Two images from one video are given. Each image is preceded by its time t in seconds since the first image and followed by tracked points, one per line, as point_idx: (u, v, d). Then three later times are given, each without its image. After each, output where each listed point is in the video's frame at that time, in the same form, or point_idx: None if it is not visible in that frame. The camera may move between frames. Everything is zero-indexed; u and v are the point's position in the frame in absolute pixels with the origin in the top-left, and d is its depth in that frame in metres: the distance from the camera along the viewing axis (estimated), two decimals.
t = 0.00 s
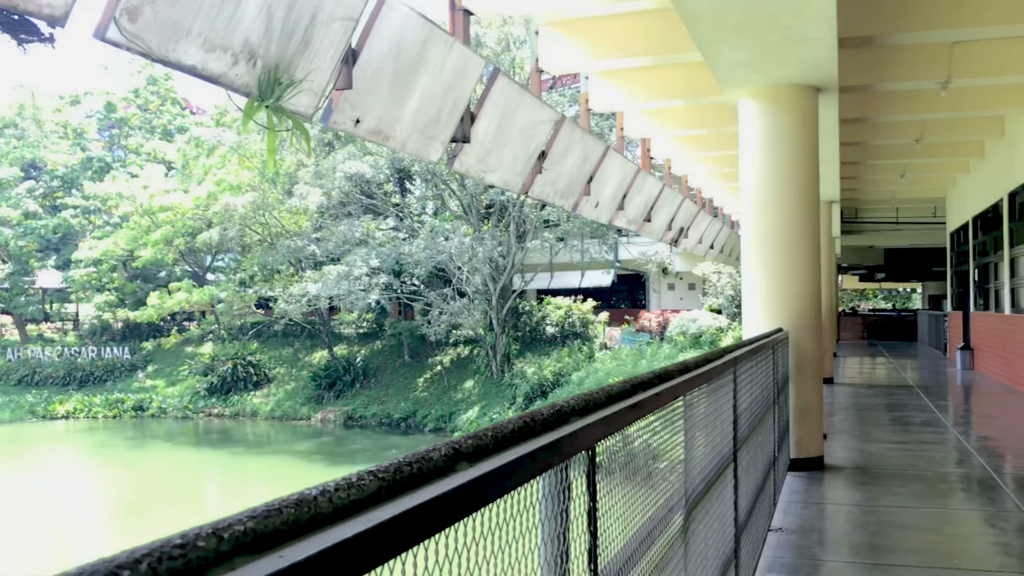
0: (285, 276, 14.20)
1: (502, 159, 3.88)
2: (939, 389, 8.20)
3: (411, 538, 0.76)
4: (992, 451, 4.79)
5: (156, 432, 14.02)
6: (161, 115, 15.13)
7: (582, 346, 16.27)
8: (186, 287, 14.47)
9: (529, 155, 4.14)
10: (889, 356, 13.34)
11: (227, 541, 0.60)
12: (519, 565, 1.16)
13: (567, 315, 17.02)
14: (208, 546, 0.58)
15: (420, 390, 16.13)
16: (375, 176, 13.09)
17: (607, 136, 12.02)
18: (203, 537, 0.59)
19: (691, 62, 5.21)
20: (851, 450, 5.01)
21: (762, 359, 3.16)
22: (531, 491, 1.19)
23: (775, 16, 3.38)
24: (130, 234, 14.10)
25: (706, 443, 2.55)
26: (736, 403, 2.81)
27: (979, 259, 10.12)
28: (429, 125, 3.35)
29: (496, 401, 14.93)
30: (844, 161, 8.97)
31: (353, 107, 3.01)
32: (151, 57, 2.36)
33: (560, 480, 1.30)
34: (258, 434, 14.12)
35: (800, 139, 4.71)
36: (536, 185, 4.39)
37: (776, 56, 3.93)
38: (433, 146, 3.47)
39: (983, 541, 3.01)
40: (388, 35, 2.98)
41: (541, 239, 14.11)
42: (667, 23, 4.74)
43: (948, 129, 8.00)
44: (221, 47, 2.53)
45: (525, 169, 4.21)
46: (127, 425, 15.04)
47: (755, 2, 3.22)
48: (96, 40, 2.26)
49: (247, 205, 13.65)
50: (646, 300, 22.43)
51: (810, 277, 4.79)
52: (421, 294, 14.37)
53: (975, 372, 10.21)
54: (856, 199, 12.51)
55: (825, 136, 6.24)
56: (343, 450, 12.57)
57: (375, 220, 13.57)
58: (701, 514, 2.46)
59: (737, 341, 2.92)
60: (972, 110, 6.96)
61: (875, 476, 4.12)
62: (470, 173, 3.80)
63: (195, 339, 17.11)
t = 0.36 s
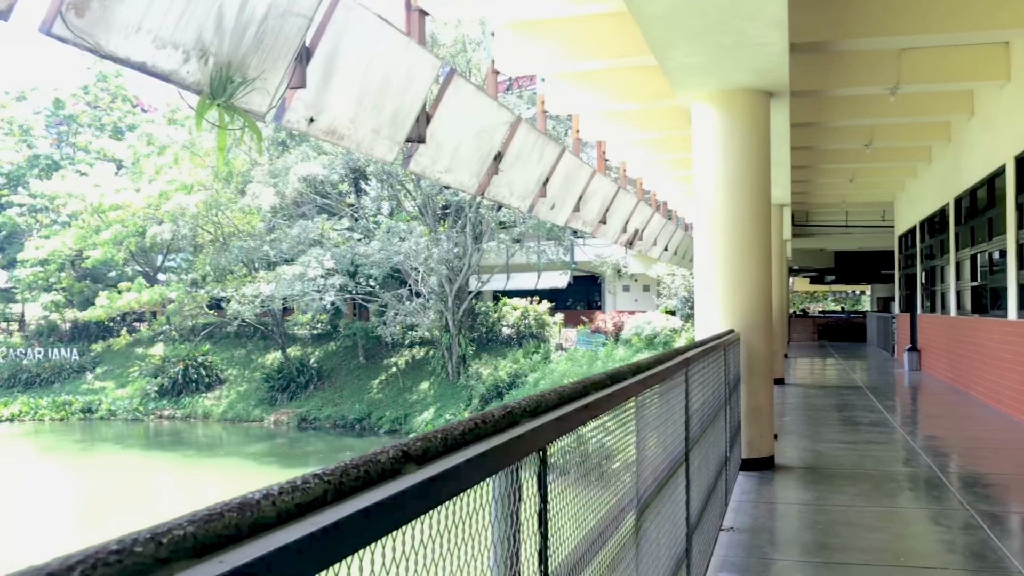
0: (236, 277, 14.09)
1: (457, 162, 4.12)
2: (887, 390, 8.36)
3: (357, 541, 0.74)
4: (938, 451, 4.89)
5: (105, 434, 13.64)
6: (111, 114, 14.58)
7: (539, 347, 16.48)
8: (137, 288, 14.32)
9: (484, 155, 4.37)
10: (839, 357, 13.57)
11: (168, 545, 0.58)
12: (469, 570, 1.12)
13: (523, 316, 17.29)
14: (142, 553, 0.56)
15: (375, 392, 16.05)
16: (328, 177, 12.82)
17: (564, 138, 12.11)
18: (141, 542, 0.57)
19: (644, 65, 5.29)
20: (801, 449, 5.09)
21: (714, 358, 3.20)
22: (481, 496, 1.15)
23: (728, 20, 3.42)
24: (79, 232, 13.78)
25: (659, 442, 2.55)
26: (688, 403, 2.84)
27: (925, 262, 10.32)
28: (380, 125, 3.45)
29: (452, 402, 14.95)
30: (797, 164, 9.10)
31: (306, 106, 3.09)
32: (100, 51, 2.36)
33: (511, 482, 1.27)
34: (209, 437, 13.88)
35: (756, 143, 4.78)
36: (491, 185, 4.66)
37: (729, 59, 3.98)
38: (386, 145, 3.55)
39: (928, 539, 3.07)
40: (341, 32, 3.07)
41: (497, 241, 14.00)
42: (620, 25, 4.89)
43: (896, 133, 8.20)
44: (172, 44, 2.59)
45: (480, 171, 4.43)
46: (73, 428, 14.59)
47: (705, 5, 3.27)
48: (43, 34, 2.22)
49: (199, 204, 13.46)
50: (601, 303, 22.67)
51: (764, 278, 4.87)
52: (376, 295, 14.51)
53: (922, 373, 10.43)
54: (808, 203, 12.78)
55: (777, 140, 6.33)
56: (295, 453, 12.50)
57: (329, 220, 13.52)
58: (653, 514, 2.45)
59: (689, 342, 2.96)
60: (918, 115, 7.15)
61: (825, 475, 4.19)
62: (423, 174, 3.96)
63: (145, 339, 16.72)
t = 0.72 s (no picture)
0: (191, 279, 13.81)
1: (413, 162, 4.18)
2: (840, 392, 8.49)
3: (311, 548, 0.72)
4: (889, 452, 4.98)
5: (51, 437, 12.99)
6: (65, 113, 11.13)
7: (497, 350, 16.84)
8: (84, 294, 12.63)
9: (442, 156, 4.42)
10: (792, 360, 13.78)
11: (111, 553, 0.56)
12: None
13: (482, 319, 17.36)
14: (88, 558, 0.54)
15: (331, 395, 16.20)
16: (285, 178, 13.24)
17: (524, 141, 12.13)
18: (85, 549, 0.55)
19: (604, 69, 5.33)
20: (756, 451, 5.14)
21: (669, 361, 3.24)
22: (436, 499, 1.11)
23: (687, 24, 3.44)
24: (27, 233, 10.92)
25: (617, 444, 2.53)
26: (645, 405, 2.85)
27: (877, 266, 10.52)
28: (339, 127, 3.51)
29: (410, 405, 15.33)
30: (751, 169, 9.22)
31: (260, 107, 3.11)
32: (49, 50, 2.34)
33: (467, 485, 1.22)
34: (163, 440, 13.51)
35: (716, 147, 4.84)
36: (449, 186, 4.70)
37: (689, 64, 4.01)
38: (347, 146, 3.58)
39: (880, 539, 3.11)
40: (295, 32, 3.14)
41: (455, 243, 14.41)
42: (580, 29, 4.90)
43: (848, 139, 8.36)
44: (123, 41, 2.56)
45: (440, 172, 4.49)
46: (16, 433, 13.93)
47: (662, 9, 3.29)
48: None
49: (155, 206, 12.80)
50: (559, 305, 22.80)
51: (721, 280, 4.94)
52: (334, 298, 14.57)
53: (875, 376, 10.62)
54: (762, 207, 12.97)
55: (734, 144, 6.38)
56: (251, 457, 12.46)
57: (286, 221, 13.81)
58: (611, 516, 2.39)
59: (646, 344, 2.98)
60: (869, 122, 7.30)
61: (782, 477, 4.23)
62: (383, 177, 3.98)
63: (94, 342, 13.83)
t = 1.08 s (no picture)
0: (163, 280, 13.66)
1: (388, 167, 4.20)
2: (813, 394, 8.56)
3: (279, 552, 0.70)
4: (860, 454, 5.02)
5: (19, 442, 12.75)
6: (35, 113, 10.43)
7: (470, 353, 16.88)
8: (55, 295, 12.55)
9: (415, 159, 4.44)
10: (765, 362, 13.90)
11: (74, 558, 0.54)
12: None
13: (456, 321, 17.39)
14: (47, 565, 0.52)
15: (305, 397, 16.14)
16: (258, 177, 13.29)
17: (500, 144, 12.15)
18: (46, 554, 0.53)
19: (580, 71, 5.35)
20: (729, 453, 5.17)
21: (644, 362, 3.26)
22: (407, 503, 1.09)
23: (661, 28, 3.46)
24: None
25: (591, 445, 2.52)
26: (618, 408, 2.85)
27: (849, 269, 10.62)
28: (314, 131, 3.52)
29: (385, 409, 15.32)
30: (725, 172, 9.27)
31: (234, 108, 3.10)
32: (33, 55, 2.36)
33: (440, 487, 1.20)
34: (135, 443, 13.38)
35: (693, 151, 4.87)
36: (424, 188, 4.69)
37: (665, 68, 4.03)
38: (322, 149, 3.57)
39: (851, 540, 3.14)
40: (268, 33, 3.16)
41: (429, 245, 14.45)
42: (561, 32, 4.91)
43: (821, 144, 8.44)
44: (96, 42, 2.52)
45: (416, 171, 4.51)
46: None
47: (635, 13, 3.30)
48: None
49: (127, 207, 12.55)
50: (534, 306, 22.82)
51: (695, 281, 4.98)
52: (308, 299, 14.52)
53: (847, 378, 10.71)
54: (736, 210, 13.08)
55: (707, 148, 6.43)
56: (224, 461, 12.40)
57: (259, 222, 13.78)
58: (583, 519, 2.37)
59: (620, 347, 2.99)
60: (842, 126, 7.37)
61: (755, 478, 4.25)
62: (359, 177, 3.95)
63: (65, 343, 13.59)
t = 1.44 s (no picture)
0: (153, 283, 13.61)
1: (378, 165, 4.18)
2: (802, 398, 8.58)
3: (267, 557, 0.69)
4: (850, 457, 5.04)
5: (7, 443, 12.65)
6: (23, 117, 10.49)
7: (461, 356, 16.90)
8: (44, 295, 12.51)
9: (406, 161, 4.42)
10: (755, 365, 13.93)
11: (62, 561, 0.54)
12: None
13: (447, 324, 17.37)
14: (38, 568, 0.52)
15: (294, 401, 16.11)
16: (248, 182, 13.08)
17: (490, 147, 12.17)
18: (33, 560, 0.53)
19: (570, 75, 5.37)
20: (719, 456, 5.18)
21: (634, 366, 3.27)
22: (399, 506, 1.08)
23: (651, 32, 3.47)
24: None
25: (581, 449, 2.52)
26: (608, 412, 2.86)
27: (839, 273, 10.66)
28: (303, 132, 3.54)
29: (375, 413, 15.31)
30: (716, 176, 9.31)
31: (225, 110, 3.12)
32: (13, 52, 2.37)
33: (430, 491, 1.19)
34: (124, 446, 13.34)
35: (684, 155, 4.88)
36: (415, 192, 4.69)
37: (655, 72, 4.05)
38: (306, 149, 3.61)
39: (841, 544, 3.15)
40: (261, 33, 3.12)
41: (419, 247, 14.33)
42: (549, 37, 4.96)
43: (810, 148, 8.48)
44: (84, 43, 2.54)
45: (406, 176, 4.49)
46: None
47: (625, 17, 3.31)
48: None
49: (115, 211, 12.57)
50: (525, 309, 22.85)
51: (687, 285, 4.99)
52: (298, 302, 14.51)
53: (837, 381, 10.75)
54: (726, 214, 13.13)
55: (698, 152, 6.45)
56: (213, 464, 12.38)
57: (250, 225, 13.72)
58: (574, 522, 2.37)
59: (610, 351, 2.99)
60: (831, 130, 7.40)
61: (745, 482, 4.27)
62: (348, 181, 3.98)
63: (54, 346, 13.61)
